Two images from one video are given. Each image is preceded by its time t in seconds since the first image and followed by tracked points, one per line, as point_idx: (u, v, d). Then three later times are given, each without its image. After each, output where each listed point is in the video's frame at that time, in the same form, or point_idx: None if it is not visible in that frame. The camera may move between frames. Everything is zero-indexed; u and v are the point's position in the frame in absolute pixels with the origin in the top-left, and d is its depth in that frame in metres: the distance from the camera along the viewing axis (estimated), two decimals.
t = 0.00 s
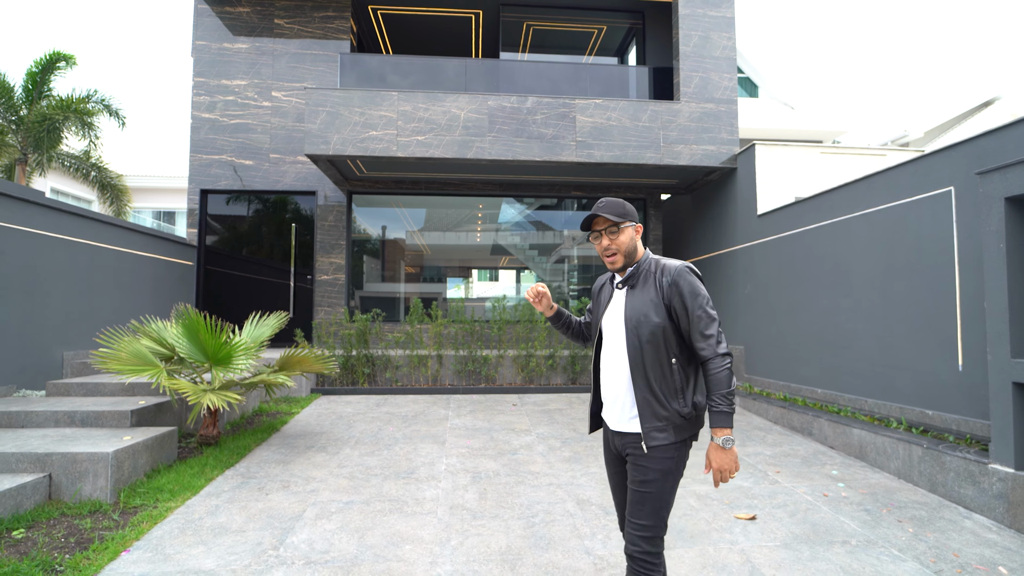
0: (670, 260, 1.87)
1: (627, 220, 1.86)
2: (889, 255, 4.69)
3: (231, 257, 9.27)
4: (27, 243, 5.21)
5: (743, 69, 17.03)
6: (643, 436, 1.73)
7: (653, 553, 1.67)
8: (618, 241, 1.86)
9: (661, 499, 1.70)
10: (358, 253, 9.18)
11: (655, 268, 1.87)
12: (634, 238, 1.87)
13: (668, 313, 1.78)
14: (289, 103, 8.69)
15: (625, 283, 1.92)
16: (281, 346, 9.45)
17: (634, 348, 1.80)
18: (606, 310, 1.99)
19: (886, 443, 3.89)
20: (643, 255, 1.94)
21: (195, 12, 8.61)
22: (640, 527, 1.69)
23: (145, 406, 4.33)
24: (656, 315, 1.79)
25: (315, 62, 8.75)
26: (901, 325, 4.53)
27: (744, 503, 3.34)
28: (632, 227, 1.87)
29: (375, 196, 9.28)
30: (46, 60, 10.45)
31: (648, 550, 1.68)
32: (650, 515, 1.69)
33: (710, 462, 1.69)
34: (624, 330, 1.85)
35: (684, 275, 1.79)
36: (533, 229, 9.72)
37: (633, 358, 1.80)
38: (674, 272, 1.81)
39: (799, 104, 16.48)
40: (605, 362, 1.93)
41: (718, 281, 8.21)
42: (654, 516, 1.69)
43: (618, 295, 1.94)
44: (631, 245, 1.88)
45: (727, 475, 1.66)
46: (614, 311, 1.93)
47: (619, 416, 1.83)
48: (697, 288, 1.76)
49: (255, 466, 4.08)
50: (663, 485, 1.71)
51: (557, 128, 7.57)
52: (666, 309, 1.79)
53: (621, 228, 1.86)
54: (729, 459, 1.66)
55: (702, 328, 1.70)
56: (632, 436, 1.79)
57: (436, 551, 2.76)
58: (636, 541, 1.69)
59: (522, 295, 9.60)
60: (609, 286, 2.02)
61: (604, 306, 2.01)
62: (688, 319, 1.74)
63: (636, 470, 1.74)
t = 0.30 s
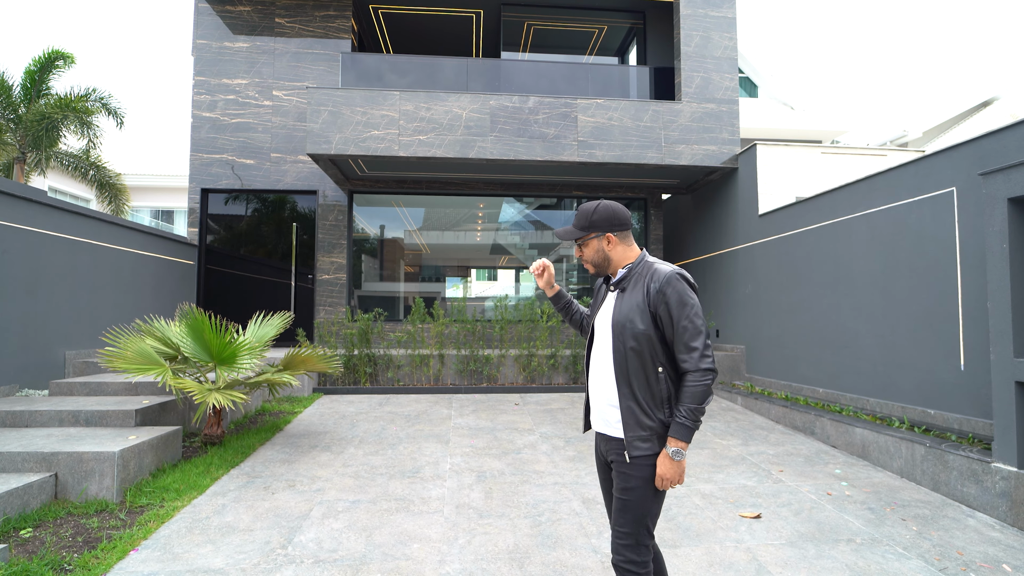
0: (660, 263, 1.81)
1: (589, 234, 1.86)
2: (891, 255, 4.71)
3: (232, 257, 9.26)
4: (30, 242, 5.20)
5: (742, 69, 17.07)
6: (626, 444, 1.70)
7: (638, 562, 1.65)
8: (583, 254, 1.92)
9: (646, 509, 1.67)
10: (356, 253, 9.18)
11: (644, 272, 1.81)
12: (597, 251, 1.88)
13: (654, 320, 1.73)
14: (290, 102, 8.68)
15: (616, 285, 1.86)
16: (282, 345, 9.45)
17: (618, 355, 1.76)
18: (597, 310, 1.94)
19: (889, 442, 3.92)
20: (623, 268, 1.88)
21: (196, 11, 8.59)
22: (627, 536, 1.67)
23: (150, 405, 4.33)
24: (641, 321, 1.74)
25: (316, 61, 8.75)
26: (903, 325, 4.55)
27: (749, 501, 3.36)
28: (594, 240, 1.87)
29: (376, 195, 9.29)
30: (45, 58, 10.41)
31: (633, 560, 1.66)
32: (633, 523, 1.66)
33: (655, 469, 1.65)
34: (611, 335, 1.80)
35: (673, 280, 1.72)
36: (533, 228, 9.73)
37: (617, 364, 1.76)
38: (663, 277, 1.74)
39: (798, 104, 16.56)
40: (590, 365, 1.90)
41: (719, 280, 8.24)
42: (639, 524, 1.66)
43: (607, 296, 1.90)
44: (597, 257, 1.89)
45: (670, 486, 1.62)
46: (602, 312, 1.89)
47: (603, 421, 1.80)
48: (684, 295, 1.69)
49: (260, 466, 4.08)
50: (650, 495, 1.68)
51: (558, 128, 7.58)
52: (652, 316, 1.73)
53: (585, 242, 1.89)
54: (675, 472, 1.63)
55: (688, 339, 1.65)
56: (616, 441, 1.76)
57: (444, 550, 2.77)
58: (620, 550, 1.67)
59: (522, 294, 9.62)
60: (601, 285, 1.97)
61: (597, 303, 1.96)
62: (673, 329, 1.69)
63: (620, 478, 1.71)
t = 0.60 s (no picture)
0: (659, 262, 1.82)
1: (607, 218, 1.86)
2: (891, 255, 4.76)
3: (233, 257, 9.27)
4: (34, 242, 5.22)
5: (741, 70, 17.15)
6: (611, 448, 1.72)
7: (636, 564, 1.67)
8: (594, 240, 1.89)
9: (637, 513, 1.68)
10: (356, 253, 9.20)
11: (641, 271, 1.82)
12: (611, 238, 1.87)
13: (646, 321, 1.73)
14: (292, 103, 8.70)
15: (613, 282, 1.88)
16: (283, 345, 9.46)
17: (608, 354, 1.77)
18: (592, 309, 1.96)
19: (890, 440, 3.95)
20: (628, 260, 1.89)
21: (197, 11, 8.60)
22: (621, 541, 1.69)
23: (155, 405, 4.36)
24: (634, 321, 1.75)
25: (317, 62, 8.76)
26: (903, 325, 4.59)
27: (751, 499, 3.39)
28: (611, 226, 1.87)
29: (377, 195, 9.31)
30: (45, 58, 10.40)
31: (630, 562, 1.68)
32: (627, 527, 1.68)
33: (626, 472, 1.63)
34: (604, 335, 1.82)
35: (668, 281, 1.72)
36: (534, 229, 9.76)
37: (607, 363, 1.77)
38: (658, 277, 1.74)
39: (796, 104, 16.66)
40: (585, 364, 1.92)
41: (720, 280, 8.28)
42: (633, 529, 1.68)
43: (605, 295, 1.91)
44: (607, 245, 1.88)
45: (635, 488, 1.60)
46: (598, 311, 1.91)
47: (592, 422, 1.81)
48: (678, 297, 1.69)
49: (265, 465, 4.11)
50: (645, 499, 1.69)
51: (560, 129, 7.60)
52: (644, 317, 1.74)
53: (600, 226, 1.87)
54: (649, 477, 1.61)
55: (680, 342, 1.64)
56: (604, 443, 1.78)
57: (452, 547, 2.80)
58: (618, 556, 1.69)
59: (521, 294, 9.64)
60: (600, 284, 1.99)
61: (593, 303, 1.97)
62: (664, 331, 1.68)
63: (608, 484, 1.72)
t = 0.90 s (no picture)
0: (658, 261, 1.84)
1: (627, 212, 1.82)
2: (891, 255, 4.79)
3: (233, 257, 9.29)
4: (36, 243, 5.22)
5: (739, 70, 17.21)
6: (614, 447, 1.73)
7: (643, 564, 1.69)
8: (613, 232, 1.83)
9: (640, 512, 1.69)
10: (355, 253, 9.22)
11: (642, 269, 1.84)
12: (628, 233, 1.85)
13: (650, 319, 1.75)
14: (292, 103, 8.71)
15: (611, 281, 1.89)
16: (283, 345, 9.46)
17: (611, 351, 1.77)
18: (587, 306, 1.95)
19: (890, 439, 3.98)
20: (636, 252, 1.90)
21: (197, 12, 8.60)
22: (627, 541, 1.70)
23: (158, 405, 4.37)
24: (638, 319, 1.75)
25: (317, 62, 8.78)
26: (903, 324, 4.62)
27: (753, 498, 3.42)
28: (630, 220, 1.84)
29: (377, 195, 9.33)
30: (44, 58, 10.38)
31: (637, 561, 1.70)
32: (632, 527, 1.69)
33: (623, 465, 1.64)
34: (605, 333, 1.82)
35: (673, 280, 1.75)
36: (534, 229, 9.78)
37: (609, 360, 1.77)
38: (662, 276, 1.77)
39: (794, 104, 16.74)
40: (581, 361, 1.91)
41: (719, 280, 8.31)
42: (638, 529, 1.69)
43: (604, 292, 1.91)
44: (623, 239, 1.85)
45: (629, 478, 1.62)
46: (597, 308, 1.91)
47: (590, 423, 1.80)
48: (683, 297, 1.72)
49: (269, 464, 4.12)
50: (648, 498, 1.70)
51: (560, 129, 7.62)
52: (649, 315, 1.75)
53: (620, 219, 1.82)
54: (642, 470, 1.63)
55: (684, 340, 1.67)
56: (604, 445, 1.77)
57: (456, 546, 2.82)
58: (624, 557, 1.71)
59: (519, 294, 9.65)
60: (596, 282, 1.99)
61: (589, 300, 1.96)
62: (668, 329, 1.71)
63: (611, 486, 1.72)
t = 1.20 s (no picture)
0: (638, 263, 1.86)
1: (615, 214, 1.83)
2: (889, 255, 4.80)
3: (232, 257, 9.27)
4: (36, 243, 5.23)
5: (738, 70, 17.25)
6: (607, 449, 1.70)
7: (641, 562, 1.70)
8: (601, 233, 1.83)
9: (636, 510, 1.70)
10: (354, 253, 9.24)
11: (625, 271, 1.84)
12: (614, 235, 1.85)
13: (639, 320, 1.76)
14: (291, 103, 8.71)
15: (593, 283, 1.86)
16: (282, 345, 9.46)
17: (602, 353, 1.75)
18: (566, 308, 1.90)
19: (889, 438, 4.00)
20: (616, 253, 1.91)
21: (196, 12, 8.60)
22: (624, 540, 1.70)
23: (159, 405, 4.37)
24: (629, 320, 1.75)
25: (317, 62, 8.78)
26: (902, 324, 4.64)
27: (753, 496, 3.44)
28: (617, 223, 1.85)
29: (376, 195, 9.34)
30: (42, 59, 10.37)
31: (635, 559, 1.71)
32: (629, 526, 1.70)
33: (618, 466, 1.63)
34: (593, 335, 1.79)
35: (659, 281, 1.77)
36: (533, 228, 9.79)
37: (601, 363, 1.75)
38: (649, 277, 1.79)
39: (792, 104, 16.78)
40: (564, 365, 1.85)
41: (718, 280, 8.33)
42: (635, 527, 1.70)
43: (585, 294, 1.87)
44: (609, 241, 1.86)
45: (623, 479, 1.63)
46: (579, 310, 1.86)
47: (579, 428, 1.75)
48: (670, 297, 1.75)
49: (270, 464, 4.13)
50: (642, 495, 1.71)
51: (559, 129, 7.63)
52: (638, 316, 1.76)
53: (609, 220, 1.82)
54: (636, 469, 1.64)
55: (673, 339, 1.71)
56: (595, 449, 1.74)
57: (458, 544, 2.84)
58: (622, 556, 1.71)
59: (518, 294, 9.64)
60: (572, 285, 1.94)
61: (566, 302, 1.91)
62: (658, 329, 1.73)
63: (606, 489, 1.70)
